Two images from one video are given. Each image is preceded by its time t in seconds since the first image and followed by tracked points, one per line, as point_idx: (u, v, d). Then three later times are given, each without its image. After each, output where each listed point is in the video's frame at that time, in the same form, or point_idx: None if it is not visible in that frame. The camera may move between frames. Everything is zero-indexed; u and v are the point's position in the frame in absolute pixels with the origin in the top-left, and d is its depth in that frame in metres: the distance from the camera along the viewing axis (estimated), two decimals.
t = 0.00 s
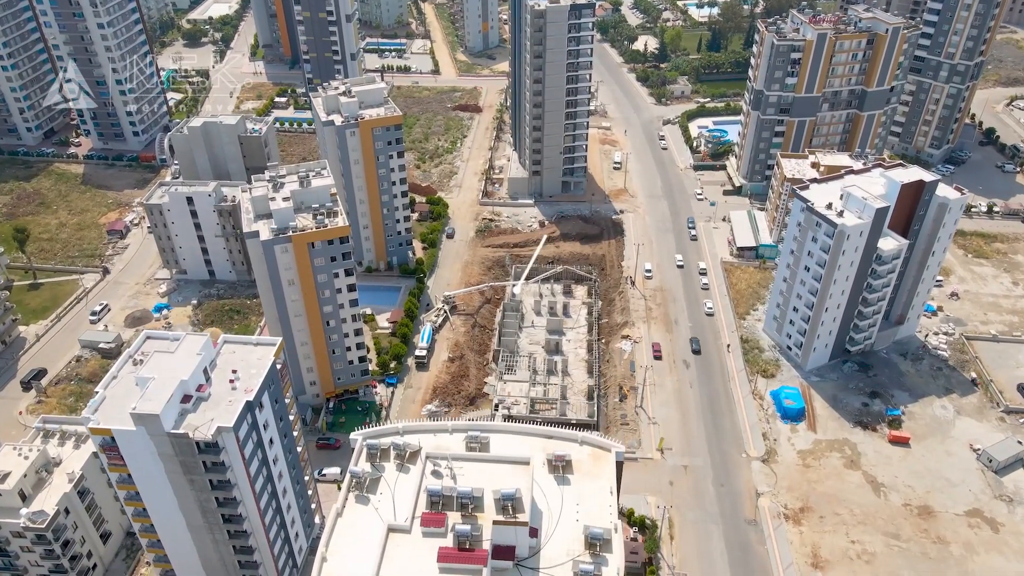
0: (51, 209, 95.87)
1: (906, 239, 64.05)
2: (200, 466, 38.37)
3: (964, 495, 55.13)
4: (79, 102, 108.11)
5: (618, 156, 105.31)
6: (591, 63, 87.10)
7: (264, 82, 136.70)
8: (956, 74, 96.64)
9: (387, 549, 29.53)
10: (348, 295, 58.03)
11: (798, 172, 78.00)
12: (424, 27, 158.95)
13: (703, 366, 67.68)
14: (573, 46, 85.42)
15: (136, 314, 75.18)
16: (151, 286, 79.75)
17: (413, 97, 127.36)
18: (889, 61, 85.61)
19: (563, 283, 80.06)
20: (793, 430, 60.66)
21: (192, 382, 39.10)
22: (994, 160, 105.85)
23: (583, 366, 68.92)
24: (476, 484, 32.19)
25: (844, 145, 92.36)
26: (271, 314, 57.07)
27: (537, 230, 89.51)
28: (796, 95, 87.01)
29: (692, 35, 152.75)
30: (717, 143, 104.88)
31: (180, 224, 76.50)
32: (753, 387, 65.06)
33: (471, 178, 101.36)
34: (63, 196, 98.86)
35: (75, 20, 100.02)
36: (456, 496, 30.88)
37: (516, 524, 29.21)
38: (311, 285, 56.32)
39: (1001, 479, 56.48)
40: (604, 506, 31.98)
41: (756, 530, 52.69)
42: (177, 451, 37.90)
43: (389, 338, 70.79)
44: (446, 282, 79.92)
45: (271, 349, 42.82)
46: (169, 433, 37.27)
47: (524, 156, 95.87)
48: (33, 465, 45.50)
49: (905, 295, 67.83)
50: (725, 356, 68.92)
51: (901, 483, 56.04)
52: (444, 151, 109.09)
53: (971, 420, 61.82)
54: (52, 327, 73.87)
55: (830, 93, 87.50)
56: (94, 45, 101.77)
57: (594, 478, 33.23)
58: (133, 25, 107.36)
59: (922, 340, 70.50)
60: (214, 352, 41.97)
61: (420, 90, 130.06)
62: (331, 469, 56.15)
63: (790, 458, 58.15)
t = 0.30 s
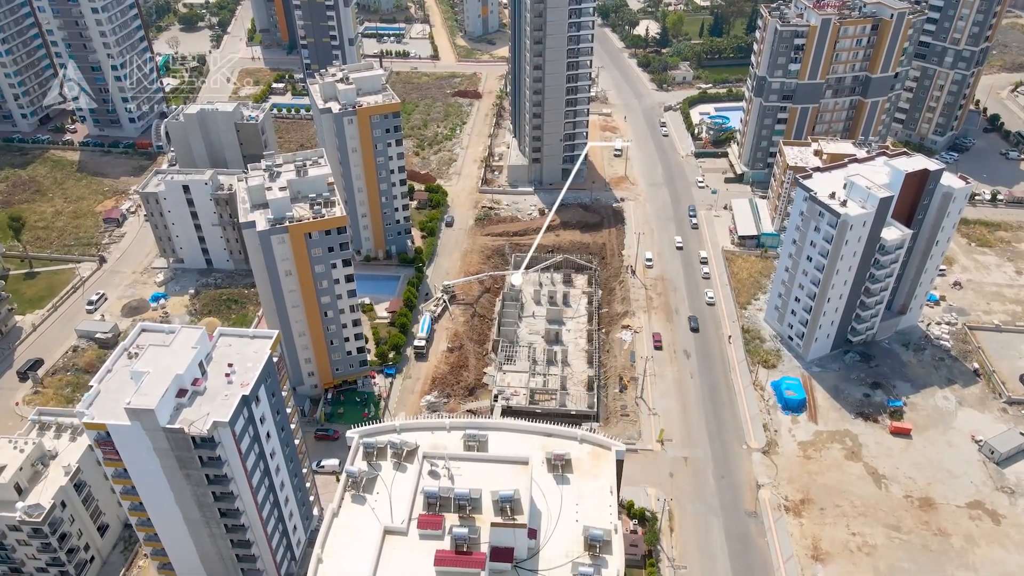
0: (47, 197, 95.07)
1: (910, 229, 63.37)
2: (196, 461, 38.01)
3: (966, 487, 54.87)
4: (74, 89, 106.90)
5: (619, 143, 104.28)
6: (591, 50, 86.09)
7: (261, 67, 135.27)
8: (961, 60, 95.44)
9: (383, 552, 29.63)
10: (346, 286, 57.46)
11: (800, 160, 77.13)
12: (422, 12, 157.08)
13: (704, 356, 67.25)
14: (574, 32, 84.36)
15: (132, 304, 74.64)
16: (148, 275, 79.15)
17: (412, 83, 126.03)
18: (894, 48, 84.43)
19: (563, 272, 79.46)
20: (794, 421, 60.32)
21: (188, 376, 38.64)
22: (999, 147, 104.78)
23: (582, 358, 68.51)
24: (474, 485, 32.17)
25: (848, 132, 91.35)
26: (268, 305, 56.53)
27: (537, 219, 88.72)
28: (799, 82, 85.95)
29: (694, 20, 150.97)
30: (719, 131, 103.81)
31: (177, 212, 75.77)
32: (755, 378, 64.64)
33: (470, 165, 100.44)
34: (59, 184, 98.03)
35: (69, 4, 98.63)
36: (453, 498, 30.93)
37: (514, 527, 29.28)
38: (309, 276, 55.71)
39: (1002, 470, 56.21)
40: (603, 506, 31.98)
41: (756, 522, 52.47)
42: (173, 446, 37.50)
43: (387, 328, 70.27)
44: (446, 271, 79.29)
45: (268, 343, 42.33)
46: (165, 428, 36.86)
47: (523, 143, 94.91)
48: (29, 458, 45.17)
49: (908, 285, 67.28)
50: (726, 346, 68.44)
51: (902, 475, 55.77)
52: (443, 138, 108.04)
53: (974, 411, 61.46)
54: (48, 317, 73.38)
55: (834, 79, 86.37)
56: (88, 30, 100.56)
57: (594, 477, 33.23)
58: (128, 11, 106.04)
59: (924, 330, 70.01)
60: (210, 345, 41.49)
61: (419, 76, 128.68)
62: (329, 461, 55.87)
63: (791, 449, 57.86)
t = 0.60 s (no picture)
0: (43, 184, 94.26)
1: (913, 218, 62.68)
2: (193, 456, 37.66)
3: (967, 479, 54.61)
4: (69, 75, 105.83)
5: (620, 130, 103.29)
6: (592, 36, 85.00)
7: (258, 52, 133.82)
8: (966, 46, 94.23)
9: (379, 555, 29.78)
10: (344, 277, 56.89)
11: (803, 148, 76.28)
12: None
13: (704, 347, 66.81)
14: (574, 17, 83.21)
15: (129, 294, 74.09)
16: (145, 265, 78.55)
17: (411, 69, 124.71)
18: (899, 34, 83.31)
19: (563, 262, 78.88)
20: (795, 413, 59.97)
21: (183, 371, 38.18)
22: (1003, 134, 103.70)
23: (582, 349, 68.13)
24: (471, 486, 32.22)
25: (851, 120, 90.40)
26: (266, 296, 55.98)
27: (537, 207, 87.98)
28: (802, 68, 84.81)
29: (696, 4, 149.21)
30: (721, 117, 102.75)
31: (173, 201, 75.06)
32: (756, 368, 64.23)
33: (470, 152, 99.52)
34: (55, 171, 97.20)
35: None
36: (450, 500, 30.91)
37: (512, 529, 29.19)
38: (306, 267, 55.13)
39: (1005, 462, 55.89)
40: (603, 507, 32.04)
41: (756, 514, 52.24)
42: (169, 441, 37.12)
43: (386, 318, 69.76)
44: (445, 261, 78.69)
45: (264, 336, 41.80)
46: (160, 423, 36.45)
47: (523, 130, 93.94)
48: (25, 452, 44.83)
49: (911, 275, 66.74)
50: (727, 337, 67.97)
51: (904, 467, 55.51)
52: (442, 125, 106.97)
53: (976, 402, 61.09)
54: (45, 307, 72.88)
55: (838, 66, 85.28)
56: (82, 14, 99.47)
57: (594, 477, 33.31)
58: None
59: (927, 320, 69.51)
60: (206, 339, 40.98)
61: (417, 61, 127.35)
62: (328, 453, 55.59)
63: (792, 441, 57.58)
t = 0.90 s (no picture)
0: (39, 172, 93.45)
1: (917, 208, 61.96)
2: (188, 451, 37.26)
3: (969, 471, 54.35)
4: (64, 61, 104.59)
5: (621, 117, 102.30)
6: (593, 22, 83.90)
7: (255, 38, 132.34)
8: (972, 32, 93.02)
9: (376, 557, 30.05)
10: (341, 268, 56.31)
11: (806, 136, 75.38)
12: None
13: (705, 337, 66.35)
14: (575, 3, 82.05)
15: (126, 283, 73.52)
16: (142, 254, 77.93)
17: (410, 54, 123.36)
18: (903, 19, 82.04)
19: (563, 251, 78.28)
20: (797, 404, 59.61)
21: (179, 365, 37.72)
22: (1009, 121, 102.64)
23: (582, 340, 67.71)
24: (470, 487, 32.54)
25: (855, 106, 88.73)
26: (263, 288, 55.40)
27: (537, 195, 87.21)
28: (806, 54, 83.32)
29: None
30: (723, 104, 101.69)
31: (170, 190, 74.33)
32: (757, 359, 63.81)
33: (469, 140, 98.57)
34: (51, 159, 96.34)
35: None
36: (449, 502, 31.15)
37: (512, 532, 29.51)
38: (303, 257, 54.54)
39: (1007, 454, 55.61)
40: (602, 508, 32.60)
41: (757, 507, 52.03)
42: (165, 437, 36.72)
43: (384, 308, 69.26)
44: (444, 250, 78.06)
45: (261, 329, 41.29)
46: (155, 419, 36.04)
47: (523, 117, 92.95)
48: (21, 445, 44.51)
49: (914, 265, 66.19)
50: (728, 327, 67.49)
51: (905, 459, 55.22)
52: (441, 112, 105.89)
53: (978, 393, 60.72)
54: (41, 297, 72.39)
55: (842, 52, 83.65)
56: None
57: (593, 477, 33.89)
58: None
59: (929, 310, 68.99)
60: (201, 332, 40.49)
61: (416, 46, 125.97)
62: (326, 445, 55.28)
63: (794, 433, 57.28)
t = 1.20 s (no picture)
0: (34, 160, 92.60)
1: (921, 198, 61.24)
2: (184, 447, 36.88)
3: (971, 464, 54.07)
4: (58, 47, 103.23)
5: (622, 105, 101.21)
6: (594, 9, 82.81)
7: (252, 23, 130.84)
8: (977, 18, 91.78)
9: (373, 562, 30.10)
10: (339, 259, 55.76)
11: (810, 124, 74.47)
12: None
13: (706, 328, 65.88)
14: None
15: (123, 274, 72.94)
16: (139, 244, 77.30)
17: (409, 40, 121.97)
18: (908, 6, 80.61)
19: (563, 241, 77.69)
20: (798, 396, 59.25)
21: (174, 361, 37.26)
22: (1013, 109, 101.62)
23: (582, 331, 67.25)
24: (467, 490, 32.33)
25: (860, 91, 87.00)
26: (260, 279, 54.85)
27: (537, 184, 86.40)
28: (809, 42, 81.92)
29: None
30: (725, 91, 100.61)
31: (166, 179, 73.60)
32: (758, 351, 63.38)
33: (469, 127, 97.63)
34: (46, 147, 95.41)
35: None
36: (446, 507, 31.11)
37: (510, 537, 29.50)
38: (301, 249, 53.99)
39: (1009, 447, 55.28)
40: (601, 509, 32.82)
41: (758, 500, 51.79)
42: (160, 433, 36.34)
43: (383, 299, 68.71)
44: (443, 239, 77.40)
45: (257, 323, 40.83)
46: (150, 415, 35.64)
47: (523, 104, 91.95)
48: (16, 440, 44.15)
49: (917, 254, 65.59)
50: (729, 318, 67.02)
51: (907, 452, 54.91)
52: (440, 99, 104.81)
53: (980, 385, 60.35)
54: (37, 287, 71.86)
55: (846, 39, 82.17)
56: None
57: (593, 477, 34.14)
58: None
59: (932, 302, 68.46)
60: (197, 327, 39.99)
61: (415, 33, 124.56)
62: (324, 438, 54.95)
63: (795, 425, 56.95)
